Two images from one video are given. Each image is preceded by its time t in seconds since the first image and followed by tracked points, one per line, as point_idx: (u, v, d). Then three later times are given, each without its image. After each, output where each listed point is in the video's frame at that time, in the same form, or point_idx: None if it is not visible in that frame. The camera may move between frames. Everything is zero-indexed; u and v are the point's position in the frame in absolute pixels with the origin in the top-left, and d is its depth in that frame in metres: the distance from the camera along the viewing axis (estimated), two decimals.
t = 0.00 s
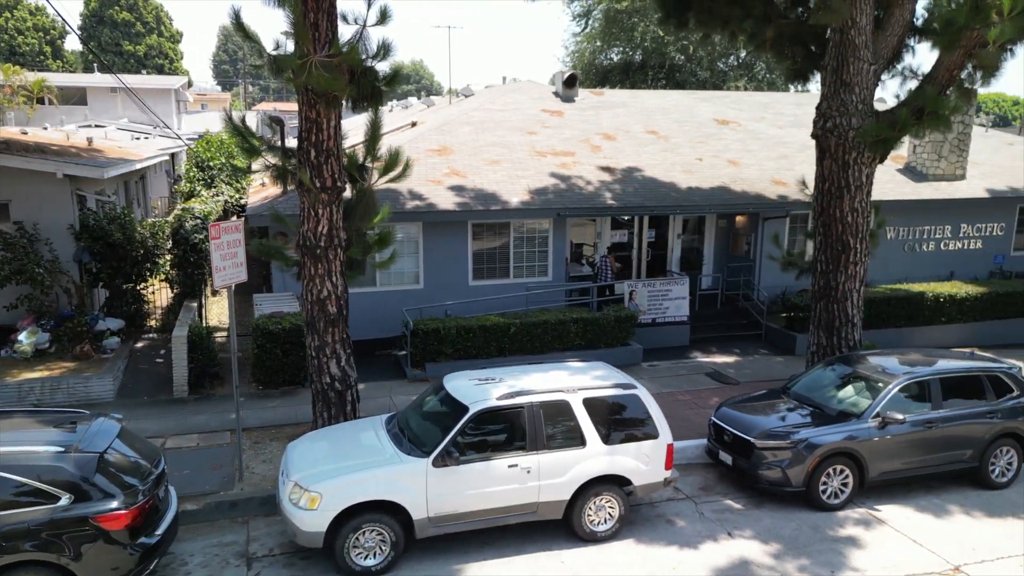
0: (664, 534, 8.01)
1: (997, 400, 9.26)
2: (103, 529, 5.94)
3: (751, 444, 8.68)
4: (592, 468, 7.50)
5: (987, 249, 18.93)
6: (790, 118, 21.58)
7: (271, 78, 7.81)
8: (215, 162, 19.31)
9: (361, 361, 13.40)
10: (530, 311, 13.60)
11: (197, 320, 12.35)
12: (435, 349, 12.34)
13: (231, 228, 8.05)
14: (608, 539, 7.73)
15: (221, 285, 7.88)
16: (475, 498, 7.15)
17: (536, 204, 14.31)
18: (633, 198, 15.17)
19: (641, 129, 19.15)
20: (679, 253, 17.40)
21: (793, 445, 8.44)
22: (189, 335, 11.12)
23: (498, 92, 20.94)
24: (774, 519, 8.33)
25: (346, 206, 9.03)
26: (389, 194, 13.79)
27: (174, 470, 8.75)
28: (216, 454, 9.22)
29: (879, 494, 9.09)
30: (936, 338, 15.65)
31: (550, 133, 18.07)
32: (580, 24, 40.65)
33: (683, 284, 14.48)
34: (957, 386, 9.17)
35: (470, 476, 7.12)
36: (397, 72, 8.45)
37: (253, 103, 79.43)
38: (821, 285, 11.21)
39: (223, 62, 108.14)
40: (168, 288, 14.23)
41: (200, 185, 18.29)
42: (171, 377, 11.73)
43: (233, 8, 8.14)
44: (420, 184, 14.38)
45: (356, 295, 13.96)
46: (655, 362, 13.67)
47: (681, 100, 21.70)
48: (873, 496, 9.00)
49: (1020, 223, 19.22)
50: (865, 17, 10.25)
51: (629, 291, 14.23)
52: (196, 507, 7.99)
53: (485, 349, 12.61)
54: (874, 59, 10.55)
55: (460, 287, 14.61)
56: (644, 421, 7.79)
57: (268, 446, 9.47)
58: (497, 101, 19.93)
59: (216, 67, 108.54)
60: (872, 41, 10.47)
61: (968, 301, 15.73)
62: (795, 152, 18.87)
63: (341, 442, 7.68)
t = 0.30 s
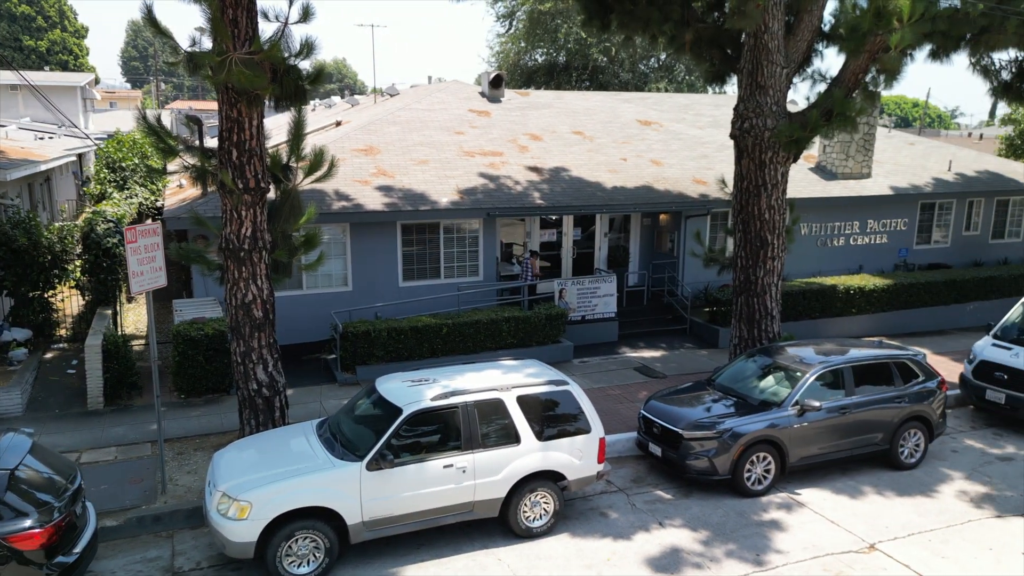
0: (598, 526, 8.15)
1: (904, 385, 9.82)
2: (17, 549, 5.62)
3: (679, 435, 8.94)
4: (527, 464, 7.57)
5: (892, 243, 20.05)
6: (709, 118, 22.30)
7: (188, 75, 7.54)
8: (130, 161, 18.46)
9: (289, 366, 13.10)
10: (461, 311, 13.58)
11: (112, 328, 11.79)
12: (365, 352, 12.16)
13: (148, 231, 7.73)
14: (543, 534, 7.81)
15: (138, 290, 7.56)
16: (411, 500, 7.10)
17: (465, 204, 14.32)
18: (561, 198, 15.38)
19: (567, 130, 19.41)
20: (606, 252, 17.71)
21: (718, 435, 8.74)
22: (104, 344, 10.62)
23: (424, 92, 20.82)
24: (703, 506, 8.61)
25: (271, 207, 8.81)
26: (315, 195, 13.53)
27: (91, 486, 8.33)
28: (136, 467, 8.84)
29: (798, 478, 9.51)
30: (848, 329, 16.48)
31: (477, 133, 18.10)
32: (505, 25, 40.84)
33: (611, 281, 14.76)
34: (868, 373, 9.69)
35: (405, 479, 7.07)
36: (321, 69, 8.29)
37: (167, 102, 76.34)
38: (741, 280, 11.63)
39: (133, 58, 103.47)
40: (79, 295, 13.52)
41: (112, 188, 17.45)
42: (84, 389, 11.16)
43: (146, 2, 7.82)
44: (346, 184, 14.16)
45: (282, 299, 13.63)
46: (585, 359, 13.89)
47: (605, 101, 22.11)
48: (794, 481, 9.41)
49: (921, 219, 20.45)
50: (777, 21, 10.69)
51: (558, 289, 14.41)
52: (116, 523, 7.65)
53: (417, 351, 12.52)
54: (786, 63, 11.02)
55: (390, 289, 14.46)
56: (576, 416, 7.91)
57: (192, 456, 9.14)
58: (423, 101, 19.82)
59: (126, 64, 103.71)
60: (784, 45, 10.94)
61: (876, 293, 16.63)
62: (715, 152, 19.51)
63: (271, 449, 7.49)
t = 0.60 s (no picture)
0: (598, 527, 8.16)
1: (904, 385, 9.84)
2: (18, 552, 5.62)
3: (679, 435, 8.95)
4: (528, 466, 7.58)
5: (891, 243, 20.09)
6: (707, 118, 22.33)
7: (187, 78, 7.54)
8: (129, 162, 18.42)
9: (289, 368, 13.10)
10: (461, 312, 13.58)
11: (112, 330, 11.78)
12: (366, 353, 12.16)
13: (149, 233, 7.73)
14: (544, 535, 7.82)
15: (139, 293, 7.55)
16: (412, 502, 7.11)
17: (464, 204, 14.33)
18: (560, 198, 15.41)
19: (566, 130, 19.43)
20: (605, 252, 17.72)
21: (719, 435, 8.75)
22: (104, 346, 10.60)
23: (422, 93, 20.83)
24: (704, 507, 8.62)
25: (271, 209, 8.81)
26: (315, 195, 13.53)
27: (92, 488, 8.33)
28: (137, 468, 8.84)
29: (799, 478, 9.53)
30: (847, 328, 16.50)
31: (476, 134, 18.12)
32: (502, 25, 40.85)
33: (610, 282, 14.78)
34: (868, 372, 9.70)
35: (406, 480, 7.07)
36: (321, 70, 8.30)
37: (164, 103, 76.27)
38: (741, 280, 11.66)
39: (130, 59, 103.26)
40: (78, 297, 13.50)
41: (111, 189, 17.43)
42: (84, 390, 11.15)
43: (145, 4, 7.82)
44: (346, 185, 14.17)
45: (282, 300, 13.62)
46: (585, 359, 13.90)
47: (603, 102, 22.13)
48: (794, 481, 9.42)
49: (919, 218, 20.50)
50: (775, 22, 10.71)
51: (558, 290, 14.43)
52: (117, 525, 7.64)
53: (417, 352, 12.52)
54: (785, 63, 11.04)
55: (390, 290, 14.45)
56: (577, 417, 7.92)
57: (193, 458, 9.14)
58: (422, 102, 19.83)
59: (123, 65, 103.66)
60: (783, 46, 10.96)
61: (874, 292, 16.66)
62: (713, 152, 19.53)
63: (272, 451, 7.49)
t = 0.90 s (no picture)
0: (601, 526, 8.18)
1: (905, 384, 9.85)
2: (25, 552, 5.64)
3: (681, 435, 8.97)
4: (531, 465, 7.60)
5: (892, 242, 20.11)
6: (708, 118, 22.36)
7: (191, 79, 7.56)
8: (130, 163, 18.43)
9: (291, 368, 13.13)
10: (463, 313, 13.59)
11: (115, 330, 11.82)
12: (368, 353, 12.18)
13: (153, 234, 7.75)
14: (547, 534, 7.84)
15: (143, 293, 7.57)
16: (415, 501, 7.13)
17: (466, 204, 14.36)
18: (561, 198, 15.45)
19: (567, 130, 19.45)
20: (607, 252, 17.74)
21: (721, 434, 8.77)
22: (107, 347, 10.62)
23: (423, 93, 20.85)
24: (706, 506, 8.64)
25: (274, 209, 8.82)
26: (317, 196, 13.56)
27: (95, 488, 8.35)
28: (141, 468, 8.87)
29: (801, 477, 9.54)
30: (848, 328, 16.51)
31: (477, 134, 18.14)
32: (503, 26, 40.86)
33: (612, 282, 14.81)
34: (869, 372, 9.72)
35: (409, 480, 7.09)
36: (323, 70, 8.31)
37: (165, 104, 76.32)
38: (742, 279, 11.68)
39: (131, 60, 103.37)
40: (81, 298, 13.53)
41: (112, 189, 17.45)
42: (88, 391, 11.18)
43: (148, 5, 7.84)
44: (348, 185, 14.19)
45: (284, 300, 13.64)
46: (587, 358, 13.92)
47: (604, 101, 22.15)
48: (796, 479, 9.44)
49: (920, 217, 20.51)
50: (777, 21, 10.73)
51: (559, 290, 14.45)
52: (121, 525, 7.67)
53: (418, 352, 12.53)
54: (786, 63, 11.03)
55: (392, 290, 14.47)
56: (580, 417, 7.95)
57: (197, 458, 9.16)
58: (423, 102, 19.86)
59: (124, 65, 103.77)
60: (784, 45, 10.96)
61: (876, 291, 16.67)
62: (715, 152, 19.55)
63: (276, 451, 7.51)
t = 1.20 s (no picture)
0: (567, 524, 8.20)
1: (877, 383, 9.87)
2: None
3: (651, 434, 8.99)
4: (496, 464, 7.60)
5: (878, 242, 20.13)
6: (696, 117, 22.38)
7: (155, 80, 7.56)
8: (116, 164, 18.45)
9: (271, 367, 13.14)
10: (443, 312, 13.60)
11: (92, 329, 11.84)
12: (347, 352, 12.19)
13: (119, 233, 7.74)
14: (513, 533, 7.85)
15: (108, 293, 7.59)
16: (378, 500, 7.14)
17: (448, 204, 14.38)
18: (544, 198, 15.47)
19: (553, 130, 19.46)
20: (592, 251, 17.74)
21: (690, 433, 8.79)
22: (82, 347, 10.65)
23: (411, 93, 20.86)
24: (675, 504, 8.65)
25: (243, 209, 8.84)
26: (297, 196, 13.57)
27: (64, 487, 8.37)
28: (111, 468, 8.89)
29: (772, 476, 9.56)
30: (831, 327, 16.53)
31: (462, 133, 18.16)
32: (497, 25, 40.87)
33: (594, 281, 14.84)
34: (841, 370, 9.74)
35: (371, 479, 7.10)
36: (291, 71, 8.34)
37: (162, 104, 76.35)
38: (719, 279, 11.70)
39: (129, 60, 103.41)
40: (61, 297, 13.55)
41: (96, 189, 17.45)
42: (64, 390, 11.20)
43: (115, 6, 7.87)
44: (329, 185, 14.21)
45: (265, 300, 13.67)
46: (568, 358, 13.94)
47: (593, 101, 22.17)
48: (768, 478, 9.46)
49: (907, 217, 20.53)
50: (751, 21, 10.73)
51: (541, 289, 14.48)
52: (88, 523, 7.68)
53: (397, 351, 12.55)
54: (761, 63, 11.03)
55: (373, 289, 14.49)
56: (546, 415, 7.96)
57: (168, 457, 9.18)
58: (410, 102, 19.89)
59: (123, 66, 103.78)
60: (759, 45, 10.96)
61: (859, 291, 16.69)
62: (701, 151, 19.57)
63: (240, 449, 7.52)
